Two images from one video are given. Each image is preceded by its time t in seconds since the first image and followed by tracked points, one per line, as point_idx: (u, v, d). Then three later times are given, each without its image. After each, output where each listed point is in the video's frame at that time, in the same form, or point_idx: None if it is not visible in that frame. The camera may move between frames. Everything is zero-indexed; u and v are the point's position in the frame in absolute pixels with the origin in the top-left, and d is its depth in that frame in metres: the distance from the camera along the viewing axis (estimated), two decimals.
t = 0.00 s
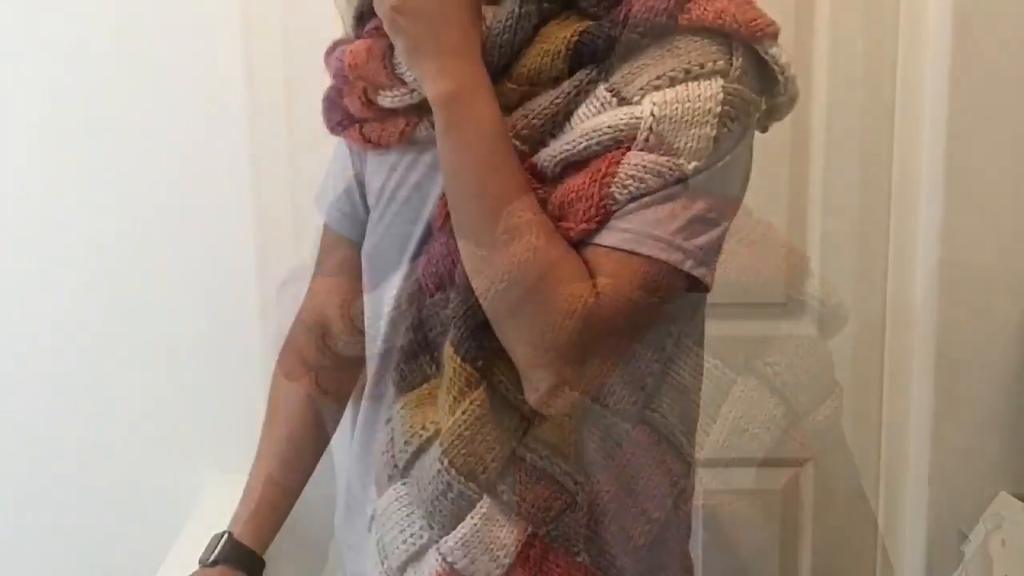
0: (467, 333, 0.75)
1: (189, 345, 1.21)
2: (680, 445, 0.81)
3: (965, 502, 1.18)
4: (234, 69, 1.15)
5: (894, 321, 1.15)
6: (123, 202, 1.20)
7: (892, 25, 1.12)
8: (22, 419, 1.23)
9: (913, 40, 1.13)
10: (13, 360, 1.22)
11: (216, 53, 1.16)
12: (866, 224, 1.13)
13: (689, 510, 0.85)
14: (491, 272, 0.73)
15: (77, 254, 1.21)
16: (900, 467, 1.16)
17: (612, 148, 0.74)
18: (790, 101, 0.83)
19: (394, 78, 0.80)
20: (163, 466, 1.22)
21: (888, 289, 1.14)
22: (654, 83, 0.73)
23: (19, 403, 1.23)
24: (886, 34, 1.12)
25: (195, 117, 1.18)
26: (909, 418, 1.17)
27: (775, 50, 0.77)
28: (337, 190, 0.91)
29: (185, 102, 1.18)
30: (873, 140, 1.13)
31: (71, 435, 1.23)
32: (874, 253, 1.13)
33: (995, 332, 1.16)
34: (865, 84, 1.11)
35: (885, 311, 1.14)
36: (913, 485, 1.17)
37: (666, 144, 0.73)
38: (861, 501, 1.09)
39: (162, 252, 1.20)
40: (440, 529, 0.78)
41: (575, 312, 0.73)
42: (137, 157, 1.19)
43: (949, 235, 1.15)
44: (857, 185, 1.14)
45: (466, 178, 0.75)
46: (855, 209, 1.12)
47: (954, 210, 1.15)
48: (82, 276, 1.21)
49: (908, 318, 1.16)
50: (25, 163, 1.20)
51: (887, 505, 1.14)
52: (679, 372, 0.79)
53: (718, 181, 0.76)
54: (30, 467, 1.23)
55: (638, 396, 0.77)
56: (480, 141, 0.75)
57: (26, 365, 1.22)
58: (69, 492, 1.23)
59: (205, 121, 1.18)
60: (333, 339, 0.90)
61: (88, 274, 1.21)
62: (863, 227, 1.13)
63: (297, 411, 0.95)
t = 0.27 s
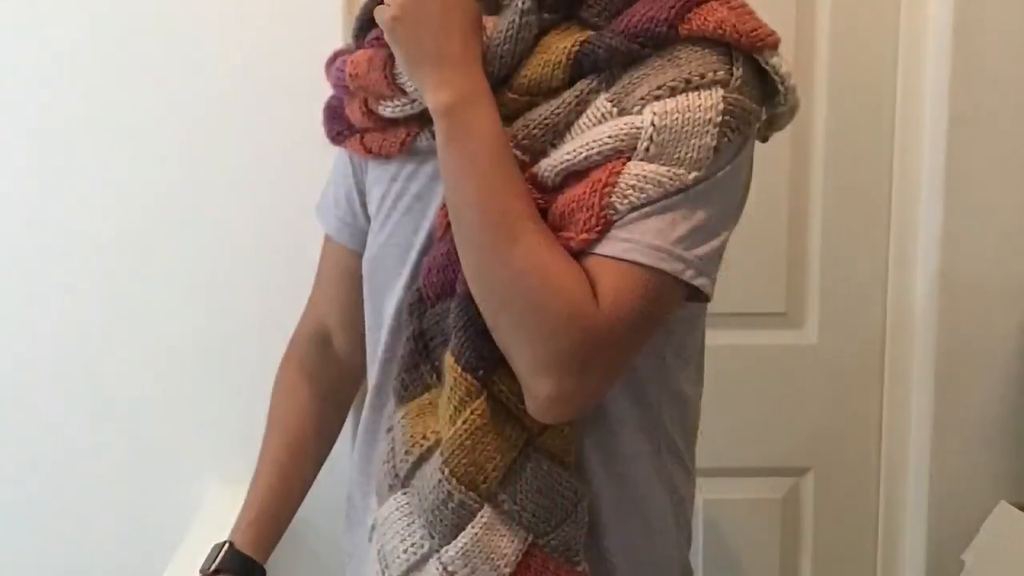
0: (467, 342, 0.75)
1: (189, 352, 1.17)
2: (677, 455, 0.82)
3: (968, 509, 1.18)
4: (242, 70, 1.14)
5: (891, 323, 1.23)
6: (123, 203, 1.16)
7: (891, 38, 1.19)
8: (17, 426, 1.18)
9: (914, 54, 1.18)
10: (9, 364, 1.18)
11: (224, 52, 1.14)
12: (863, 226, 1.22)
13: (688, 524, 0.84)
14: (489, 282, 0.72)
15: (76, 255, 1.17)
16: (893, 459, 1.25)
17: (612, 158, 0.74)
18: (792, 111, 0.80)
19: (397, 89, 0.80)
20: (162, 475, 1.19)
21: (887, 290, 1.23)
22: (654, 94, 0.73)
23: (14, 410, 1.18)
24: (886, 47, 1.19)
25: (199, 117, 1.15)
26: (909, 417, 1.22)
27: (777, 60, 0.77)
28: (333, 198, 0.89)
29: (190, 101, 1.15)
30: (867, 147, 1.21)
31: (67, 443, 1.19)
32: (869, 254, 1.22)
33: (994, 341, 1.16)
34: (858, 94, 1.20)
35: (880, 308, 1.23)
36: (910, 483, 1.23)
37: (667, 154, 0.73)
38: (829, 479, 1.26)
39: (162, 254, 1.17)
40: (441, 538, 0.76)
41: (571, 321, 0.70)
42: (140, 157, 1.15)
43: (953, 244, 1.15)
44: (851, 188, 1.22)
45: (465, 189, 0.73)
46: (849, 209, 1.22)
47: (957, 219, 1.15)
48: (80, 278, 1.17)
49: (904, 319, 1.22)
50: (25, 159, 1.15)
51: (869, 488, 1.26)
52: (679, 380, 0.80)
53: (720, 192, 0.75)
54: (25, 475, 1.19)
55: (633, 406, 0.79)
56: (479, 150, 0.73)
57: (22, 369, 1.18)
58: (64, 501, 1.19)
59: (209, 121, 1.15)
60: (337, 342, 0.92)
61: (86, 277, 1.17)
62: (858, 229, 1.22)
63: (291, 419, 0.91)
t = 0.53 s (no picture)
0: (468, 352, 0.75)
1: (188, 353, 1.18)
2: (677, 464, 0.82)
3: (967, 515, 1.18)
4: (243, 75, 1.14)
5: (891, 330, 1.23)
6: (123, 204, 1.16)
7: (891, 46, 1.19)
8: (17, 427, 1.18)
9: (914, 62, 1.19)
10: (9, 364, 1.18)
11: (225, 55, 1.14)
12: (863, 234, 1.22)
13: (688, 533, 0.84)
14: (489, 292, 0.72)
15: (76, 256, 1.17)
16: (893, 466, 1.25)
17: (613, 168, 0.74)
18: (792, 121, 0.80)
19: (397, 99, 0.80)
20: (162, 478, 1.19)
21: (887, 298, 1.23)
22: (655, 104, 0.74)
23: (15, 410, 1.18)
24: (886, 55, 1.19)
25: (201, 118, 1.15)
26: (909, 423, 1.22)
27: (778, 70, 0.77)
28: (334, 207, 0.89)
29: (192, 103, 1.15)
30: (867, 154, 1.21)
31: (67, 444, 1.19)
32: (868, 262, 1.23)
33: (994, 347, 1.16)
34: (859, 102, 1.20)
35: (881, 315, 1.23)
36: (910, 490, 1.23)
37: (667, 164, 0.73)
38: (829, 488, 1.26)
39: (161, 256, 1.17)
40: (442, 548, 0.76)
41: (571, 331, 0.70)
42: (140, 157, 1.15)
43: (953, 251, 1.15)
44: (851, 195, 1.22)
45: (465, 198, 0.73)
46: (848, 216, 1.22)
47: (957, 225, 1.15)
48: (80, 278, 1.17)
49: (904, 326, 1.22)
50: (26, 156, 1.16)
51: (869, 498, 1.26)
52: (680, 391, 0.81)
53: (720, 202, 0.75)
54: (25, 476, 1.19)
55: (634, 416, 0.79)
56: (480, 159, 0.73)
57: (23, 369, 1.18)
58: (64, 503, 1.19)
59: (209, 123, 1.15)
60: (338, 353, 0.92)
61: (86, 278, 1.17)
62: (859, 237, 1.22)
63: (291, 429, 0.91)
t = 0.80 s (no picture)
0: (469, 362, 0.75)
1: (190, 359, 1.18)
2: (677, 473, 0.82)
3: (968, 523, 1.18)
4: (243, 81, 1.14)
5: (891, 337, 1.23)
6: (124, 208, 1.16)
7: (892, 55, 1.19)
8: (16, 430, 1.18)
9: (914, 70, 1.19)
10: (8, 367, 1.18)
11: (225, 61, 1.14)
12: (863, 241, 1.22)
13: (688, 542, 0.85)
14: (490, 302, 0.72)
15: (76, 259, 1.17)
16: (894, 474, 1.25)
17: (613, 178, 0.74)
18: (792, 131, 0.80)
19: (398, 109, 0.80)
20: (162, 484, 1.19)
21: (888, 305, 1.23)
22: (656, 114, 0.74)
23: (14, 414, 1.18)
24: (886, 63, 1.19)
25: (201, 123, 1.15)
26: (910, 430, 1.22)
27: (779, 80, 0.77)
28: (335, 217, 0.89)
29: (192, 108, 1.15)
30: (867, 162, 1.21)
31: (67, 448, 1.19)
32: (868, 269, 1.23)
33: (994, 356, 1.16)
34: (859, 110, 1.20)
35: (881, 322, 1.23)
36: (911, 499, 1.22)
37: (667, 174, 0.73)
38: (829, 496, 1.26)
39: (162, 261, 1.17)
40: (443, 558, 0.76)
41: (572, 340, 0.70)
42: (140, 162, 1.15)
43: (953, 259, 1.15)
44: (851, 203, 1.22)
45: (466, 208, 0.73)
46: (848, 223, 1.22)
47: (957, 234, 1.15)
48: (79, 282, 1.17)
49: (905, 333, 1.22)
50: (25, 158, 1.15)
51: (869, 505, 1.26)
52: (681, 400, 0.81)
53: (720, 212, 0.76)
54: (24, 480, 1.19)
55: (634, 426, 0.79)
56: (481, 170, 0.73)
57: (23, 371, 1.18)
58: (64, 508, 1.19)
59: (210, 126, 1.15)
60: (339, 362, 0.92)
61: (86, 282, 1.17)
62: (859, 244, 1.22)
63: (291, 440, 0.91)
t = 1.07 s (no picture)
0: (469, 371, 0.75)
1: (190, 365, 1.18)
2: (678, 483, 0.83)
3: (967, 531, 1.18)
4: (243, 89, 1.14)
5: (891, 344, 1.23)
6: (122, 213, 1.16)
7: (892, 62, 1.19)
8: (17, 434, 1.18)
9: (914, 78, 1.19)
10: (8, 370, 1.18)
11: (225, 68, 1.14)
12: (863, 248, 1.23)
13: (688, 550, 0.85)
14: (490, 313, 0.72)
15: (75, 264, 1.17)
16: (894, 480, 1.25)
17: (614, 188, 0.74)
18: (792, 141, 0.80)
19: (399, 118, 0.81)
20: (162, 491, 1.19)
21: (888, 312, 1.23)
22: (656, 124, 0.74)
23: (14, 418, 1.18)
24: (886, 71, 1.19)
25: (201, 129, 1.15)
26: (910, 436, 1.22)
27: (778, 90, 0.77)
28: (336, 227, 0.90)
29: (192, 115, 1.15)
30: (867, 169, 1.21)
31: (67, 453, 1.19)
32: (868, 276, 1.23)
33: (994, 364, 1.16)
34: (859, 117, 1.20)
35: (882, 329, 1.23)
36: (911, 505, 1.22)
37: (668, 184, 0.73)
38: (829, 503, 1.26)
39: (161, 268, 1.17)
40: (444, 567, 0.76)
41: (573, 349, 0.70)
42: (140, 168, 1.16)
43: (953, 267, 1.15)
44: (851, 210, 1.22)
45: (466, 218, 0.73)
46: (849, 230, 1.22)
47: (957, 242, 1.15)
48: (78, 287, 1.17)
49: (905, 340, 1.22)
50: (26, 161, 1.16)
51: (869, 512, 1.26)
52: (681, 411, 0.81)
53: (721, 223, 0.76)
54: (24, 485, 1.19)
55: (635, 436, 0.79)
56: (481, 180, 0.73)
57: (24, 373, 1.18)
58: (64, 512, 1.19)
59: (211, 131, 1.15)
60: (340, 371, 0.92)
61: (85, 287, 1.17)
62: (859, 251, 1.23)
63: (292, 450, 0.91)
